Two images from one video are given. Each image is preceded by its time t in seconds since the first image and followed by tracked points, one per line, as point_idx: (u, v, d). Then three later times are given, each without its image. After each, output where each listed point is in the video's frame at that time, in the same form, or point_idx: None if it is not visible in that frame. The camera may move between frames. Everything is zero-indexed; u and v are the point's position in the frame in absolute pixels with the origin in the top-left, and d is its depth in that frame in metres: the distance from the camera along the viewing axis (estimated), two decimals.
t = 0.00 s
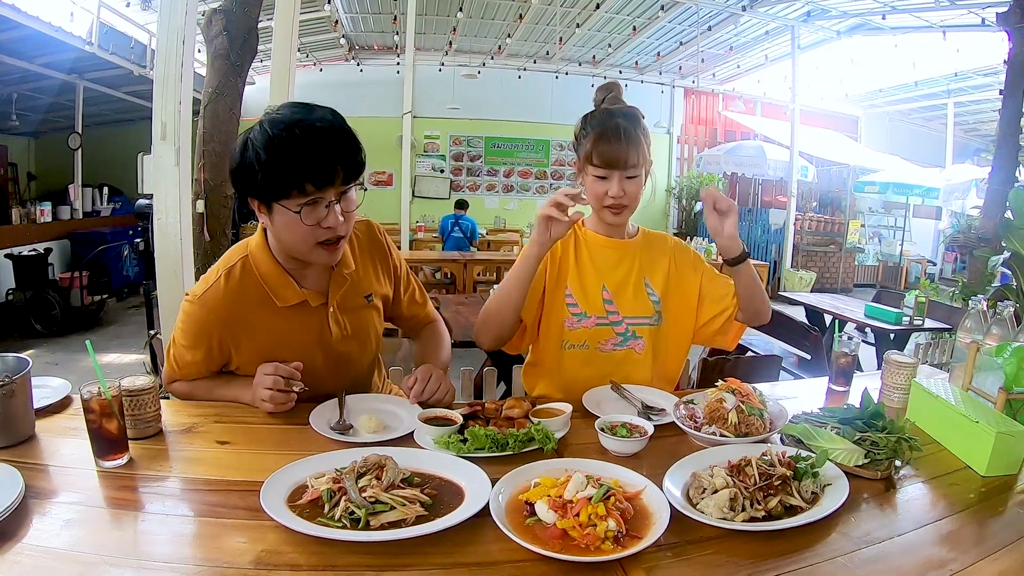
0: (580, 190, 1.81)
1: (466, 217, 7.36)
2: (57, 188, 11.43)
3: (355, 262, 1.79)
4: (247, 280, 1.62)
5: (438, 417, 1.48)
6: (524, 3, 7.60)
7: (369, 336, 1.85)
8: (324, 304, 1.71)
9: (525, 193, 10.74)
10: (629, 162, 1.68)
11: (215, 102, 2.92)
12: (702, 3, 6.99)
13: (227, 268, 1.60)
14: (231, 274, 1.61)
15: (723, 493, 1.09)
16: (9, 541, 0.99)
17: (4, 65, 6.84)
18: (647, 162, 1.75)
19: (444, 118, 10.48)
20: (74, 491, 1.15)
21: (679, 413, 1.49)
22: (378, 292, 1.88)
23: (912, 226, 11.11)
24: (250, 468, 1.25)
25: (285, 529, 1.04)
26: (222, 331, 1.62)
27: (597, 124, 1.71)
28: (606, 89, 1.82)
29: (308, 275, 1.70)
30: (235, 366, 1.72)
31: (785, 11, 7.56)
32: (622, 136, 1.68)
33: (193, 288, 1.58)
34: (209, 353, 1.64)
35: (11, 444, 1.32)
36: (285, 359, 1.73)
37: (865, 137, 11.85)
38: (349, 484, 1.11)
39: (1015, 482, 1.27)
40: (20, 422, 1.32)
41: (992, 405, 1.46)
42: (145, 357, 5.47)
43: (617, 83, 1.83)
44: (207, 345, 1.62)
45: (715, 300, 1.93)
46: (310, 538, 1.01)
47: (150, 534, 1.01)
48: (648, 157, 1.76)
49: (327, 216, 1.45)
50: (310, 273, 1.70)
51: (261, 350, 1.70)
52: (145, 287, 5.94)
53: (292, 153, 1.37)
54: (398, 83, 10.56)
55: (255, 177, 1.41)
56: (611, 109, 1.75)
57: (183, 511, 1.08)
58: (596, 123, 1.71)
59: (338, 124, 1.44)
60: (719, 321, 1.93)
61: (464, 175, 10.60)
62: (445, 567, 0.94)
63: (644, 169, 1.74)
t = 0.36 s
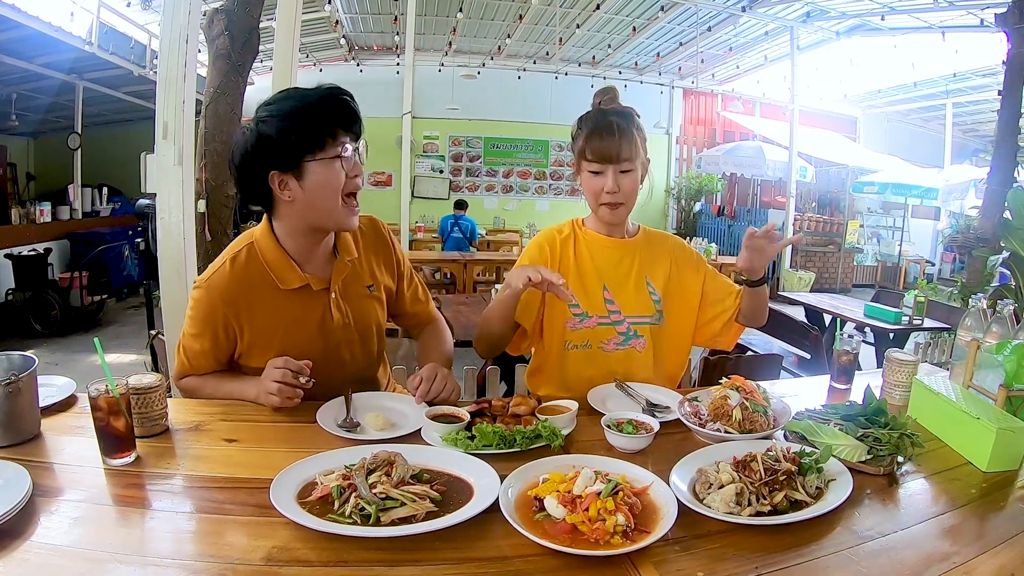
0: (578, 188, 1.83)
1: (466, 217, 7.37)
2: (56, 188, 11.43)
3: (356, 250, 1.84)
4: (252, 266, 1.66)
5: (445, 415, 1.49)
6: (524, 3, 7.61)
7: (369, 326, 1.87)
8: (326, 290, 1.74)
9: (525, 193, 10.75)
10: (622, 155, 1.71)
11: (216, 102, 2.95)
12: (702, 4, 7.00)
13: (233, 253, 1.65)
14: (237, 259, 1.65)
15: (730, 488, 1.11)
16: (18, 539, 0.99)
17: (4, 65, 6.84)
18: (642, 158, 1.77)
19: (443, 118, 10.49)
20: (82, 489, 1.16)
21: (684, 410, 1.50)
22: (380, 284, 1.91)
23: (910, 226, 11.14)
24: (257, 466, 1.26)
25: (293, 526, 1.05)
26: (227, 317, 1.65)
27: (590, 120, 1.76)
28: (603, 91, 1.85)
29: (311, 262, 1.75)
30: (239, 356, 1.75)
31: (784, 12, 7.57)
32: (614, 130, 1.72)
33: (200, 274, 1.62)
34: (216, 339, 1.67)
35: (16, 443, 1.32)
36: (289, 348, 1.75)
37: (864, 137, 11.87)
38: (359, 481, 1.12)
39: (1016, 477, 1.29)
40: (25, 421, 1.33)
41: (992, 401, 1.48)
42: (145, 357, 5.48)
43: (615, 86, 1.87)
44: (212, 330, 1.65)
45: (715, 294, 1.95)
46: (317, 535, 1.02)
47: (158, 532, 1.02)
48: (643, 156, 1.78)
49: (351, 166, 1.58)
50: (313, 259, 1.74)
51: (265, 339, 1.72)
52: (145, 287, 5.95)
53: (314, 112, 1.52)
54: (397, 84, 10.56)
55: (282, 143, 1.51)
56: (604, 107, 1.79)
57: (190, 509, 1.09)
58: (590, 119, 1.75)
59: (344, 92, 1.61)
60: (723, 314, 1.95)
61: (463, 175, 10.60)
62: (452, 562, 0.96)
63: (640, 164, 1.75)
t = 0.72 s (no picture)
0: (579, 192, 1.82)
1: (466, 218, 7.37)
2: (55, 189, 11.43)
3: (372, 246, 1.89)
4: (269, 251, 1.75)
5: (447, 415, 1.49)
6: (523, 4, 7.61)
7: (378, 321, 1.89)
8: (336, 278, 1.79)
9: (525, 194, 10.76)
10: (622, 160, 1.71)
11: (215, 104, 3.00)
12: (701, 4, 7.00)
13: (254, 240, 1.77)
14: (257, 246, 1.76)
15: (731, 487, 1.11)
16: (18, 539, 0.99)
17: (3, 65, 6.84)
18: (643, 162, 1.77)
19: (443, 119, 10.49)
20: (82, 489, 1.16)
21: (685, 410, 1.50)
22: (395, 283, 1.93)
23: (910, 226, 11.13)
24: (258, 465, 1.27)
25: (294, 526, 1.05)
26: (242, 299, 1.72)
27: (589, 122, 1.76)
28: (604, 91, 1.85)
29: (326, 253, 1.81)
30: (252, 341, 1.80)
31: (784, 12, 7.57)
32: (613, 133, 1.72)
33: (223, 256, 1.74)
34: (233, 321, 1.74)
35: (17, 443, 1.32)
36: (298, 335, 1.78)
37: (863, 138, 11.88)
38: (360, 481, 1.12)
39: (1017, 477, 1.29)
40: (25, 422, 1.33)
41: (993, 401, 1.48)
42: (145, 358, 5.47)
43: (616, 86, 1.86)
44: (226, 312, 1.71)
45: (718, 305, 1.94)
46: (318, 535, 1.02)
47: (160, 532, 1.02)
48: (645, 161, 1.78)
49: (356, 165, 1.64)
50: (327, 249, 1.81)
51: (276, 325, 1.77)
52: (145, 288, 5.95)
53: (333, 110, 1.61)
54: (397, 84, 10.57)
55: (297, 134, 1.62)
56: (606, 110, 1.79)
57: (191, 509, 1.09)
58: (590, 121, 1.76)
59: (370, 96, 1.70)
60: (723, 322, 1.94)
61: (463, 176, 10.60)
62: (454, 562, 0.96)
63: (640, 168, 1.75)
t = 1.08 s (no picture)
0: (584, 192, 1.84)
1: (467, 218, 7.37)
2: (56, 190, 11.44)
3: (399, 247, 1.92)
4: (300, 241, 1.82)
5: (449, 417, 1.50)
6: (525, 4, 7.61)
7: (397, 321, 1.91)
8: (361, 274, 1.83)
9: (526, 194, 10.77)
10: (622, 152, 1.73)
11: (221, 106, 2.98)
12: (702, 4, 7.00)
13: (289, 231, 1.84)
14: (291, 236, 1.83)
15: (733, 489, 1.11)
16: (21, 541, 1.00)
17: (4, 66, 6.83)
18: (646, 155, 1.78)
19: (444, 119, 10.49)
20: (84, 491, 1.16)
21: (687, 412, 1.51)
22: (418, 285, 1.95)
23: (912, 226, 11.12)
24: (260, 468, 1.27)
25: (297, 528, 1.05)
26: (270, 283, 1.77)
27: (592, 120, 1.78)
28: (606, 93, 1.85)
29: (354, 249, 1.86)
30: (275, 327, 1.83)
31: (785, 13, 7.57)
32: (613, 127, 1.73)
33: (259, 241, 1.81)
34: (258, 305, 1.78)
35: (20, 444, 1.33)
36: (318, 325, 1.81)
37: (864, 138, 11.87)
38: (364, 483, 1.13)
39: (1019, 478, 1.29)
40: (28, 424, 1.34)
41: (994, 402, 1.48)
42: (146, 359, 5.48)
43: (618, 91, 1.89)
44: (254, 295, 1.76)
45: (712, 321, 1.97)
46: (320, 537, 1.02)
47: (163, 534, 1.03)
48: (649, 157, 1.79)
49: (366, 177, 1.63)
50: (356, 245, 1.85)
51: (299, 314, 1.81)
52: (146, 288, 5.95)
53: (348, 123, 1.62)
54: (398, 85, 10.58)
55: (314, 146, 1.66)
56: (609, 109, 1.80)
57: (193, 511, 1.10)
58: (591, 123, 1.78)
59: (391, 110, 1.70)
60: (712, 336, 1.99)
61: (464, 177, 10.60)
62: (456, 564, 0.96)
63: (643, 161, 1.76)
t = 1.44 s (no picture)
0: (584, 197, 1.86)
1: (469, 218, 7.37)
2: (58, 189, 11.45)
3: (405, 246, 1.94)
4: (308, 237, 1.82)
5: (452, 417, 1.50)
6: (527, 4, 7.61)
7: (403, 318, 1.93)
8: (367, 271, 1.85)
9: (528, 194, 10.76)
10: (620, 164, 1.71)
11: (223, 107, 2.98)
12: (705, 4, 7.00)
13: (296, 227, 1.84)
14: (298, 231, 1.83)
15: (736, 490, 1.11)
16: (24, 541, 1.00)
17: (6, 66, 6.84)
18: (648, 164, 1.76)
19: (446, 119, 10.49)
20: (86, 491, 1.16)
21: (690, 412, 1.50)
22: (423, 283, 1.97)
23: (914, 226, 11.09)
24: (262, 468, 1.27)
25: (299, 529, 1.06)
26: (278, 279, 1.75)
27: (596, 128, 1.76)
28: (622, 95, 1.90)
29: (361, 247, 1.87)
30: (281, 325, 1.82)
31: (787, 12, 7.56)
32: (611, 136, 1.72)
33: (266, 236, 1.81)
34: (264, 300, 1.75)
35: (22, 444, 1.33)
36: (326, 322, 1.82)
37: (867, 138, 11.85)
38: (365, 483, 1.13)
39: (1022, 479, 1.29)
40: (30, 423, 1.34)
41: (998, 402, 1.47)
42: (148, 359, 5.48)
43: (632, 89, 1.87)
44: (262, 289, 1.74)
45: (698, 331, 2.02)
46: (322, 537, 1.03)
47: (165, 534, 1.03)
48: (650, 164, 1.77)
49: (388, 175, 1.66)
50: (363, 243, 1.86)
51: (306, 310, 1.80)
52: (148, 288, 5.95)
53: (372, 121, 1.65)
54: (400, 84, 10.58)
55: (337, 143, 1.65)
56: (615, 115, 1.78)
57: (195, 511, 1.10)
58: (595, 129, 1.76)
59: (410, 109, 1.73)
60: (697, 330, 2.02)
61: (467, 177, 10.60)
62: (459, 565, 0.96)
63: (643, 172, 1.74)
